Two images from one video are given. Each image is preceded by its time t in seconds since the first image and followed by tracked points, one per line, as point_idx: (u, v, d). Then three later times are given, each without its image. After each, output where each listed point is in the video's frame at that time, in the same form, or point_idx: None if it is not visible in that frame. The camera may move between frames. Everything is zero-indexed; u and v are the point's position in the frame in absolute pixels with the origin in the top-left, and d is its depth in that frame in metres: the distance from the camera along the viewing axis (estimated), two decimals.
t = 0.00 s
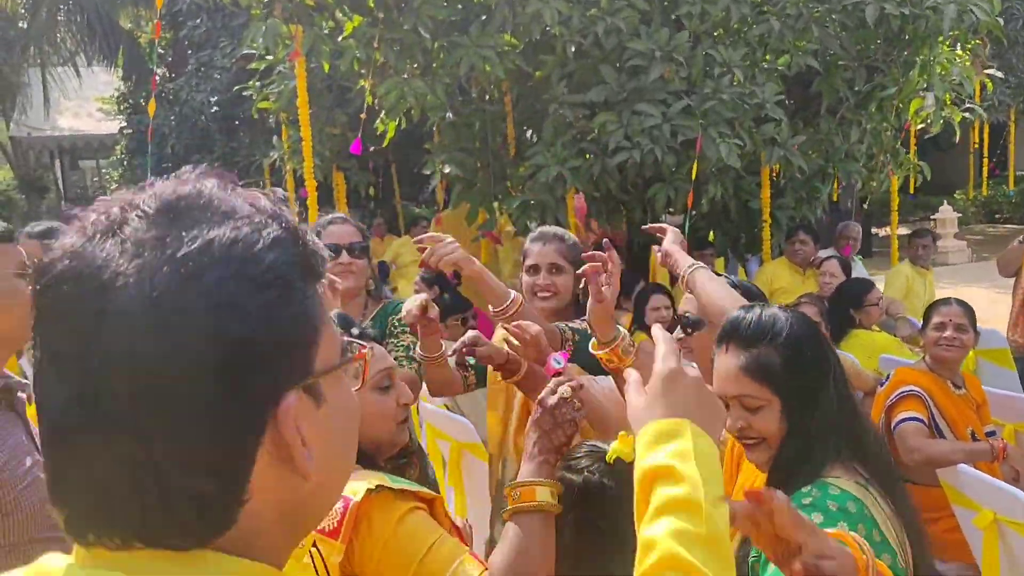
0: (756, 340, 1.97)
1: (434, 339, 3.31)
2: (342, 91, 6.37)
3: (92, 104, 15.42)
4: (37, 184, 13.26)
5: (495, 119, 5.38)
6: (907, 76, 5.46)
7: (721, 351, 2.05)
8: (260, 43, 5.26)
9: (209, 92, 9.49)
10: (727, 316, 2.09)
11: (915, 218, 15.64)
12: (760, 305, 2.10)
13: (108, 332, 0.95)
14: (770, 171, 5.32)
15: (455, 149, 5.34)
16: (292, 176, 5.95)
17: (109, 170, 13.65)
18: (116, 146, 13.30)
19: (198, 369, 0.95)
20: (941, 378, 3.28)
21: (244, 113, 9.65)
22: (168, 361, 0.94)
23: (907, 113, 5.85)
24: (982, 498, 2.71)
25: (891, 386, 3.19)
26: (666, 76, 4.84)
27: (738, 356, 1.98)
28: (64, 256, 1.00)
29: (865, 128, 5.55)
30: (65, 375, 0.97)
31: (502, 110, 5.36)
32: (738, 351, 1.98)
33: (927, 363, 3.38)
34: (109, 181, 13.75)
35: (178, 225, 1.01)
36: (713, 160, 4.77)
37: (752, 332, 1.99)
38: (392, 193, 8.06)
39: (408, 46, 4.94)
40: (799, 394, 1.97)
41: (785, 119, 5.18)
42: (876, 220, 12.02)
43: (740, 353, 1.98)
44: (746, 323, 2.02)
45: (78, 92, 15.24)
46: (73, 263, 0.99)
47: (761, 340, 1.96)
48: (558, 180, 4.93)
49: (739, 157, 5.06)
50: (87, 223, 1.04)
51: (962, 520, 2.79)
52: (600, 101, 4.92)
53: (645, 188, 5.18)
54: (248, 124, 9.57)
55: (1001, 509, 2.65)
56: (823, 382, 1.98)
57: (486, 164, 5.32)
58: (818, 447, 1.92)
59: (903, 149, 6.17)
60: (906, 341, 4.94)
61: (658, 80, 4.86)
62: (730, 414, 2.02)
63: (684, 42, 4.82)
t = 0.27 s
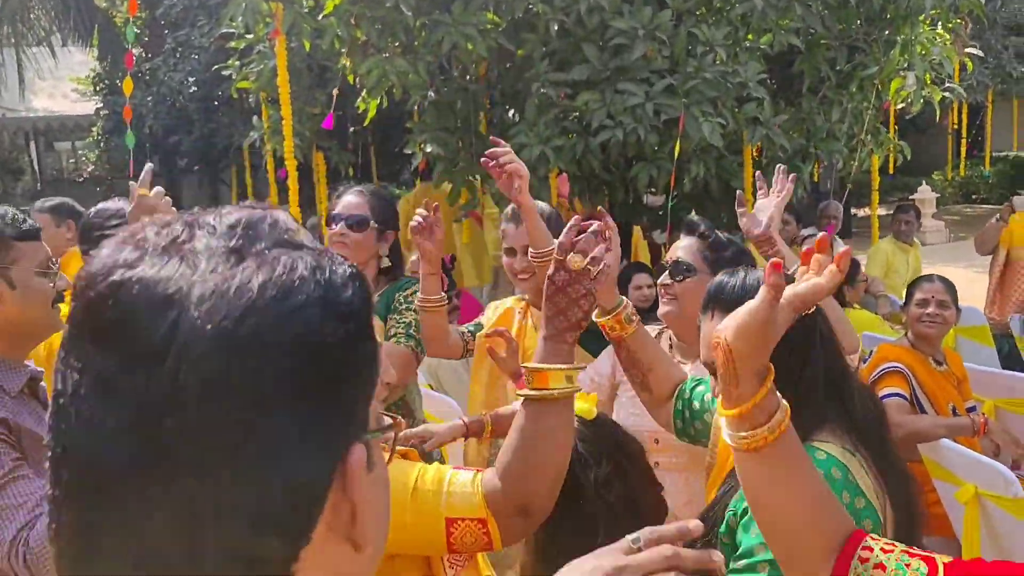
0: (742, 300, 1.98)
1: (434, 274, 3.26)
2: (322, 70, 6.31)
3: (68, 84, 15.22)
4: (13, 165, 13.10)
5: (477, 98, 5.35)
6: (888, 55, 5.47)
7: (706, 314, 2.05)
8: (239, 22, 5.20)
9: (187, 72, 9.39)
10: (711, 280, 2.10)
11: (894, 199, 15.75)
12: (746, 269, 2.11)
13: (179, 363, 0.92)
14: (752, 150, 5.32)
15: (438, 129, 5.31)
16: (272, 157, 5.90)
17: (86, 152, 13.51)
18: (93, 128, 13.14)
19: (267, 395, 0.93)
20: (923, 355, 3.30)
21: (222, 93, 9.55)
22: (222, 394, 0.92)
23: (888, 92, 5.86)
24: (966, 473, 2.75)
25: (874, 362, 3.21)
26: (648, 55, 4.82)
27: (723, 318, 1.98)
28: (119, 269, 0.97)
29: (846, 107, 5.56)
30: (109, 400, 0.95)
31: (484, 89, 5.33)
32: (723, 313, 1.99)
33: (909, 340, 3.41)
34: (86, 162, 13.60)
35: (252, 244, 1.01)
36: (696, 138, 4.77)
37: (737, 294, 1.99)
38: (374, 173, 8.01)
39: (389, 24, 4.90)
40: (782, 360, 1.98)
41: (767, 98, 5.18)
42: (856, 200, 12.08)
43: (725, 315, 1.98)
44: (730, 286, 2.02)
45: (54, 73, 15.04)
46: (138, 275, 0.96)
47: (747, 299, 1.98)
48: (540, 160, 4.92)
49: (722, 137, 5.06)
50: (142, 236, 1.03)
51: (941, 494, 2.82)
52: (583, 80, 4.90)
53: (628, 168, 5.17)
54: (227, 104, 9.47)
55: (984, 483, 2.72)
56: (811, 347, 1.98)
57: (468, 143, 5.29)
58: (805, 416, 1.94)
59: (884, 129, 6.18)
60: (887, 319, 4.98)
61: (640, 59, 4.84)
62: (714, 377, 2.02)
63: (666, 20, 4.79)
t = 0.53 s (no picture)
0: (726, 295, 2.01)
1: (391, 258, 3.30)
2: (294, 58, 6.26)
3: (35, 75, 15.02)
4: None
5: (452, 85, 5.32)
6: (860, 38, 5.50)
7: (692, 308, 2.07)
8: (209, 10, 5.14)
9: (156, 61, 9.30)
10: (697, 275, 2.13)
11: (866, 180, 15.90)
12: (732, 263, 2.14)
13: (175, 337, 0.78)
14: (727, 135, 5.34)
15: (412, 116, 5.28)
16: (246, 146, 5.84)
17: (56, 144, 13.37)
18: (62, 119, 12.98)
19: (277, 368, 0.80)
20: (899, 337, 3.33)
21: (193, 83, 9.47)
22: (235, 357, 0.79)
23: (861, 75, 5.89)
24: (941, 453, 2.78)
25: (851, 344, 3.24)
26: (622, 40, 4.81)
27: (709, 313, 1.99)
28: (91, 232, 0.82)
29: (820, 91, 5.58)
30: (90, 374, 0.80)
31: (458, 76, 5.30)
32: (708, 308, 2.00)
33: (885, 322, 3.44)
34: (56, 153, 13.44)
35: (241, 202, 0.87)
36: (672, 123, 4.77)
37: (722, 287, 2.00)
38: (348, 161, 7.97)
39: (362, 11, 4.85)
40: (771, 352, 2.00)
41: (742, 82, 5.19)
42: (829, 182, 12.18)
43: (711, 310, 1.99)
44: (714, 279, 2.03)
45: (21, 63, 14.84)
46: (117, 238, 0.81)
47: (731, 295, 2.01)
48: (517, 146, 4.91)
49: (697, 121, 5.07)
50: (108, 193, 0.87)
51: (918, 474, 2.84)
52: (558, 65, 4.89)
53: (604, 153, 5.17)
54: (199, 93, 9.38)
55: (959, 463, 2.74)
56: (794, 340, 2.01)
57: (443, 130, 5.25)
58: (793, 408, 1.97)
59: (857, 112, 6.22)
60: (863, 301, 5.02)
61: (615, 44, 4.83)
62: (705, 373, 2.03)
63: (640, 5, 4.77)
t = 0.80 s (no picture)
0: (738, 287, 2.00)
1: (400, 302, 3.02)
2: (280, 51, 6.25)
3: (18, 70, 14.93)
4: None
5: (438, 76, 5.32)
6: (843, 26, 5.53)
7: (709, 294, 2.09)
8: (194, 4, 5.13)
9: (140, 55, 9.26)
10: (714, 260, 2.10)
11: (852, 165, 15.98)
12: (749, 246, 2.09)
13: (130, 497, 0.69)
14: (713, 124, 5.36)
15: (399, 108, 5.28)
16: (233, 140, 5.83)
17: (40, 139, 13.30)
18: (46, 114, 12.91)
19: (223, 435, 0.75)
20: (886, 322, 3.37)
21: (178, 77, 9.44)
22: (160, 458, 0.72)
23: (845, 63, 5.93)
24: (928, 437, 2.80)
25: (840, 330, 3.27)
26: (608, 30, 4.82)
27: (723, 300, 2.02)
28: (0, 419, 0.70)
29: (804, 79, 5.62)
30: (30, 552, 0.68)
31: (445, 68, 5.31)
32: (722, 296, 2.02)
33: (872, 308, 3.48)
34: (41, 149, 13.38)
35: (126, 331, 0.78)
36: (659, 113, 4.79)
37: (735, 275, 2.01)
38: (336, 154, 7.97)
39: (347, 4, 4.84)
40: (781, 342, 1.99)
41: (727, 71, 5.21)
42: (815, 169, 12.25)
43: (725, 298, 2.02)
44: (729, 266, 2.04)
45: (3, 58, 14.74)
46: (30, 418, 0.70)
47: (742, 287, 1.99)
48: (504, 137, 4.91)
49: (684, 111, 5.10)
50: None
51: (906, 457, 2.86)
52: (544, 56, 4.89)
53: (591, 144, 5.18)
54: (184, 87, 9.35)
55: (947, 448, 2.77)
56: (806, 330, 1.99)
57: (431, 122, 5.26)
58: (800, 395, 1.97)
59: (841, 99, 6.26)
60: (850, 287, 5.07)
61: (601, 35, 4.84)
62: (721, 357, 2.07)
63: None
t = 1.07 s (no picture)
0: (743, 282, 1.99)
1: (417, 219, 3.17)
2: (272, 50, 6.22)
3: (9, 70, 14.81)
4: None
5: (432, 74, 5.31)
6: (837, 19, 5.53)
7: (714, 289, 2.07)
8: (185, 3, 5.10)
9: (132, 55, 9.22)
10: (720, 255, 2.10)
11: (846, 159, 15.98)
12: (752, 239, 2.10)
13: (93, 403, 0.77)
14: (708, 119, 5.36)
15: (392, 106, 5.27)
16: (226, 140, 5.81)
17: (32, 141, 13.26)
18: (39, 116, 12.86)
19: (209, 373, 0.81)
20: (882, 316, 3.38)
21: (170, 77, 9.41)
22: (115, 395, 0.77)
23: (840, 56, 5.92)
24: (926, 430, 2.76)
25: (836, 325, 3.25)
26: (602, 26, 4.81)
27: (729, 296, 1.99)
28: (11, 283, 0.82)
29: (799, 73, 5.61)
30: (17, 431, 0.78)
31: (438, 66, 5.29)
32: (728, 291, 2.00)
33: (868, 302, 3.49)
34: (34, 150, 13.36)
35: (147, 254, 0.86)
36: (653, 108, 4.78)
37: (743, 271, 2.00)
38: (329, 152, 7.95)
39: (341, 2, 4.82)
40: (791, 336, 1.96)
41: (721, 65, 5.20)
42: (808, 162, 12.27)
43: (731, 293, 1.99)
44: (736, 261, 2.03)
45: None
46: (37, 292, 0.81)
47: (748, 281, 1.99)
48: (499, 134, 4.90)
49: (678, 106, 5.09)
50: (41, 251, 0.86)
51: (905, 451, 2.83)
52: (538, 52, 4.88)
53: (586, 140, 5.17)
54: (177, 87, 9.33)
55: (945, 440, 2.73)
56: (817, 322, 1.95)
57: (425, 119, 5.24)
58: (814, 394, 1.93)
59: (836, 92, 6.25)
60: (847, 281, 5.07)
61: (595, 30, 4.83)
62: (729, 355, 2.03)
63: None
